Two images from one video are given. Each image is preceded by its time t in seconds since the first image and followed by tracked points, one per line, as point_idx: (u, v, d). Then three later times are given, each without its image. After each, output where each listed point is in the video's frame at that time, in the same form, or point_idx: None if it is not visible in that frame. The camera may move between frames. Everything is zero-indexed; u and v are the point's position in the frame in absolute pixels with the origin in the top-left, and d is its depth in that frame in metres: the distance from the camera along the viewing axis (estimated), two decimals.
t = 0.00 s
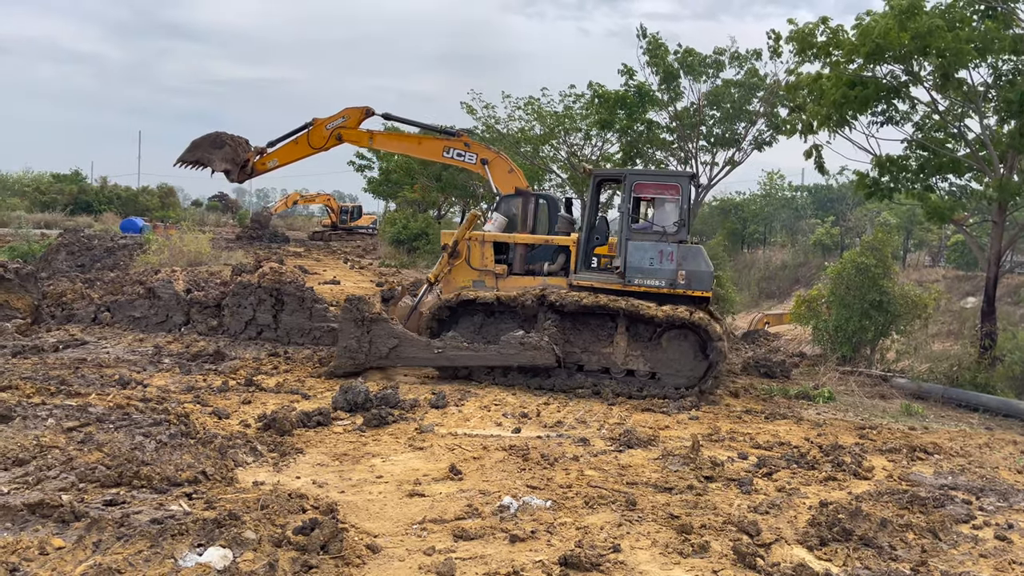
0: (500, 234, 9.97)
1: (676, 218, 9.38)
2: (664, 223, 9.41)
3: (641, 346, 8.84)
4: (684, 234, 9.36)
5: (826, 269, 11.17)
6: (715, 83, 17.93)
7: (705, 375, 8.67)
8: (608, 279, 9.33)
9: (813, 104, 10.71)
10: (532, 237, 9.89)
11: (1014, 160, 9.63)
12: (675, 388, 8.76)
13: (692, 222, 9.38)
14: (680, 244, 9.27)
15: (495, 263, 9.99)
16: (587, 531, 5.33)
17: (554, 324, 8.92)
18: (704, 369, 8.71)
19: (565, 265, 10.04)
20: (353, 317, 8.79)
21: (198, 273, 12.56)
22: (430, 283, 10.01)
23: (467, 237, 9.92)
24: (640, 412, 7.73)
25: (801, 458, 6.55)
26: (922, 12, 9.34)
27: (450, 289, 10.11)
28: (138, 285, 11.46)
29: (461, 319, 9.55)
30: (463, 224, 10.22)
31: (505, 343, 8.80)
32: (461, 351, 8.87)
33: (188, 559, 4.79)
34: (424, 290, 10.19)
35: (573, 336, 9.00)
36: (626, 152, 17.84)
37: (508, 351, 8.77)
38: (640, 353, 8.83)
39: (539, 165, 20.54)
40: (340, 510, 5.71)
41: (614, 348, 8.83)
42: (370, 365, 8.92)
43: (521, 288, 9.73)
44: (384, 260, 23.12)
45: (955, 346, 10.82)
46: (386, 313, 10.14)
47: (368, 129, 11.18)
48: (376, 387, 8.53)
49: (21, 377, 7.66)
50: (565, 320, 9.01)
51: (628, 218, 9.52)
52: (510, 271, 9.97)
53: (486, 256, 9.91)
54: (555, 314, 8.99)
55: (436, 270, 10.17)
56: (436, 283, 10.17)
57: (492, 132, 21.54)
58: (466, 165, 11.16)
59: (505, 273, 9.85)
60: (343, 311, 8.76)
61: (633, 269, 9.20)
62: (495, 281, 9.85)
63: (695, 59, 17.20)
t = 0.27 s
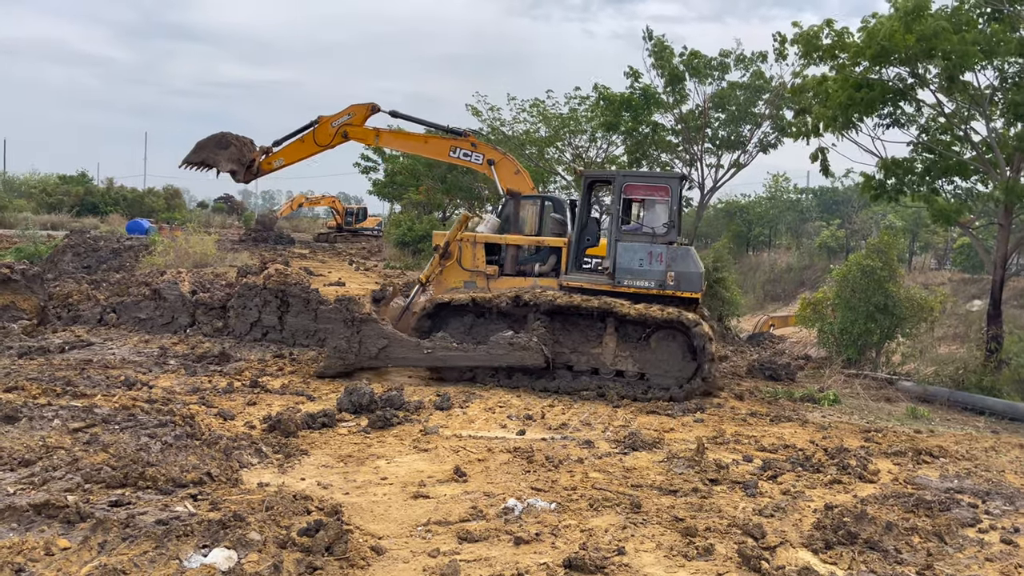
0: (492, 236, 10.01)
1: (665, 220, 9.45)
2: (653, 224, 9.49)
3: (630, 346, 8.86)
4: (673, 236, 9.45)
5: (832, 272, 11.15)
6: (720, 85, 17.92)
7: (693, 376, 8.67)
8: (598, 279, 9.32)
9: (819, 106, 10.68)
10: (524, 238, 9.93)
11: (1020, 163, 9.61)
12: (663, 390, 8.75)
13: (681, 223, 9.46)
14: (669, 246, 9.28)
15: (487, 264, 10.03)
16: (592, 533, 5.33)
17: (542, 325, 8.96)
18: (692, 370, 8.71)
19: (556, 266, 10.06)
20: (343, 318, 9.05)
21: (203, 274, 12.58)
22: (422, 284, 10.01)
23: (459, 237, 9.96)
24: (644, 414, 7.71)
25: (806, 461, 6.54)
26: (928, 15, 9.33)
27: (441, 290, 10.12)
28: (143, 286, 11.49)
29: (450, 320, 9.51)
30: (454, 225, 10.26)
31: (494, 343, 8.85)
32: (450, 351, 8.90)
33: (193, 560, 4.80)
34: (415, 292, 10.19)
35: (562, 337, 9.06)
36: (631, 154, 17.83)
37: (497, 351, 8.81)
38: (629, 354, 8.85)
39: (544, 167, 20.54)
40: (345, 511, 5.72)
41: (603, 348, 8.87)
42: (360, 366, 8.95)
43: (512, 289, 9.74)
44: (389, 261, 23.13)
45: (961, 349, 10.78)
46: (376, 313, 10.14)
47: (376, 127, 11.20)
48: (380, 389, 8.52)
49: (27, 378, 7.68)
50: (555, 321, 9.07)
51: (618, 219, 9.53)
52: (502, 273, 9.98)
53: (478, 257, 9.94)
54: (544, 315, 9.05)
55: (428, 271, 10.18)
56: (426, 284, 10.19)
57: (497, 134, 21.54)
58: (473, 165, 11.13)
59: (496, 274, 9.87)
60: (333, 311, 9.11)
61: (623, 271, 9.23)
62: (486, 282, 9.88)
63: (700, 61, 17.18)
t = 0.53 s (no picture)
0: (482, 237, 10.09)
1: (654, 221, 9.36)
2: (643, 226, 9.38)
3: (618, 348, 8.86)
4: (662, 237, 9.34)
5: (835, 275, 11.14)
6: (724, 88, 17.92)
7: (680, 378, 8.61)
8: (586, 280, 9.32)
9: (822, 109, 10.68)
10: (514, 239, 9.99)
11: None
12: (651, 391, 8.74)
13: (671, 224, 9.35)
14: (658, 247, 9.26)
15: (477, 265, 10.10)
16: (595, 536, 5.33)
17: (531, 326, 9.02)
18: (679, 371, 8.66)
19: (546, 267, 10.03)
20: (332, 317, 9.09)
21: (207, 276, 12.60)
22: (412, 284, 10.07)
23: (449, 238, 10.04)
24: (647, 416, 7.70)
25: (810, 465, 6.53)
26: (932, 17, 9.34)
27: (432, 290, 10.18)
28: (147, 287, 11.51)
29: (439, 319, 9.52)
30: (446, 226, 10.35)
31: (482, 344, 8.87)
32: (439, 351, 8.91)
33: (196, 561, 4.81)
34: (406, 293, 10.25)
35: (551, 338, 9.07)
36: (635, 156, 17.82)
37: (485, 351, 8.83)
38: (617, 355, 8.84)
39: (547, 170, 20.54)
40: (348, 513, 5.72)
41: (591, 349, 8.87)
42: (349, 365, 8.95)
43: (501, 289, 9.80)
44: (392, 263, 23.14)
45: (965, 352, 10.76)
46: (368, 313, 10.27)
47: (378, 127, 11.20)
48: (383, 390, 8.50)
49: (31, 379, 7.70)
50: (544, 322, 9.11)
51: (608, 221, 9.44)
52: (492, 274, 10.04)
53: (468, 258, 10.02)
54: (533, 316, 9.09)
55: (418, 272, 10.25)
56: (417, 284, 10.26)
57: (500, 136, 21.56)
58: (477, 166, 11.13)
59: (486, 275, 9.93)
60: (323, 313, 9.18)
61: (611, 272, 9.27)
62: (476, 283, 9.94)
63: (704, 64, 17.19)
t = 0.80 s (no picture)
0: (474, 239, 10.03)
1: (644, 224, 9.39)
2: (633, 228, 9.42)
3: (608, 350, 8.87)
4: (651, 239, 9.36)
5: (839, 279, 11.13)
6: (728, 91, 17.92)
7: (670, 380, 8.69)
8: (576, 283, 9.34)
9: (827, 112, 10.66)
10: (506, 241, 9.99)
11: None
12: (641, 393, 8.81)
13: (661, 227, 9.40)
14: (648, 250, 9.27)
15: (468, 267, 10.09)
16: (598, 540, 5.32)
17: (521, 328, 8.98)
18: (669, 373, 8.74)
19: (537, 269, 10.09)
20: (323, 318, 9.03)
21: (211, 278, 12.62)
22: (404, 286, 9.96)
23: (441, 240, 9.97)
24: (650, 420, 7.68)
25: (813, 469, 6.51)
26: (936, 21, 9.34)
27: (423, 292, 10.13)
28: (151, 290, 11.52)
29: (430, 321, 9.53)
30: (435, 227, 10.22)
31: (472, 346, 8.86)
32: (429, 353, 8.90)
33: (199, 564, 4.81)
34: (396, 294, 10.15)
35: (541, 340, 9.05)
36: (639, 160, 17.82)
37: (475, 354, 8.83)
38: (607, 357, 8.87)
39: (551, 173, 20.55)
40: (351, 516, 5.72)
41: (581, 351, 8.88)
42: (340, 367, 8.96)
43: (492, 291, 9.79)
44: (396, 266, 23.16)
45: (969, 356, 10.73)
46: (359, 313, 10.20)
47: (380, 129, 11.21)
48: (386, 393, 8.50)
49: (36, 381, 7.71)
50: (534, 324, 9.07)
51: (598, 223, 9.49)
52: (483, 275, 10.04)
53: (459, 259, 9.97)
54: (523, 318, 9.05)
55: (409, 274, 10.16)
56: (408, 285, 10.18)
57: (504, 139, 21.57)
58: (481, 169, 11.13)
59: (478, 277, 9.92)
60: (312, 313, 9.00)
61: (601, 273, 9.23)
62: (468, 285, 9.92)
63: (709, 67, 17.19)
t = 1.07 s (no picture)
0: (468, 241, 9.98)
1: (637, 227, 9.43)
2: (626, 231, 9.46)
3: (600, 352, 8.90)
4: (645, 242, 9.43)
5: (845, 283, 11.12)
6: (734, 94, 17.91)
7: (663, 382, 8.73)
8: (569, 285, 9.38)
9: (833, 116, 10.65)
10: (500, 244, 9.91)
11: None
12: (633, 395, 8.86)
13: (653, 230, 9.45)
14: (642, 252, 9.27)
15: (462, 269, 10.05)
16: (603, 544, 5.32)
17: (514, 330, 9.00)
18: (661, 375, 8.78)
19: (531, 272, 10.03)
20: (315, 320, 8.99)
21: (217, 281, 12.64)
22: (398, 289, 9.96)
23: (435, 242, 9.94)
24: (655, 424, 7.67)
25: (819, 473, 6.50)
26: (943, 25, 9.31)
27: (417, 294, 10.11)
28: (157, 292, 11.55)
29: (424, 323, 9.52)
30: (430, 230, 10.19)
31: (465, 348, 8.86)
32: (422, 355, 8.88)
33: (205, 566, 4.82)
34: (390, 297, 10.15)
35: (533, 342, 9.06)
36: (645, 163, 17.82)
37: (468, 356, 8.83)
38: (599, 359, 8.89)
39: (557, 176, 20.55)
40: (356, 519, 5.72)
41: (574, 354, 8.90)
42: (333, 369, 8.95)
43: (488, 294, 9.79)
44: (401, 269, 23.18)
45: (976, 361, 10.70)
46: (352, 316, 10.03)
47: (386, 131, 11.21)
48: (393, 396, 8.50)
49: (42, 384, 7.73)
50: (526, 326, 9.07)
51: (591, 226, 9.48)
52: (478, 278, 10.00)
53: (454, 262, 9.95)
54: (516, 320, 9.04)
55: (403, 276, 10.15)
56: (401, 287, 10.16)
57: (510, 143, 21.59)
58: (487, 171, 11.12)
59: (472, 279, 9.89)
60: (306, 315, 8.96)
61: (594, 276, 9.23)
62: (462, 287, 9.90)
63: (715, 71, 17.19)
